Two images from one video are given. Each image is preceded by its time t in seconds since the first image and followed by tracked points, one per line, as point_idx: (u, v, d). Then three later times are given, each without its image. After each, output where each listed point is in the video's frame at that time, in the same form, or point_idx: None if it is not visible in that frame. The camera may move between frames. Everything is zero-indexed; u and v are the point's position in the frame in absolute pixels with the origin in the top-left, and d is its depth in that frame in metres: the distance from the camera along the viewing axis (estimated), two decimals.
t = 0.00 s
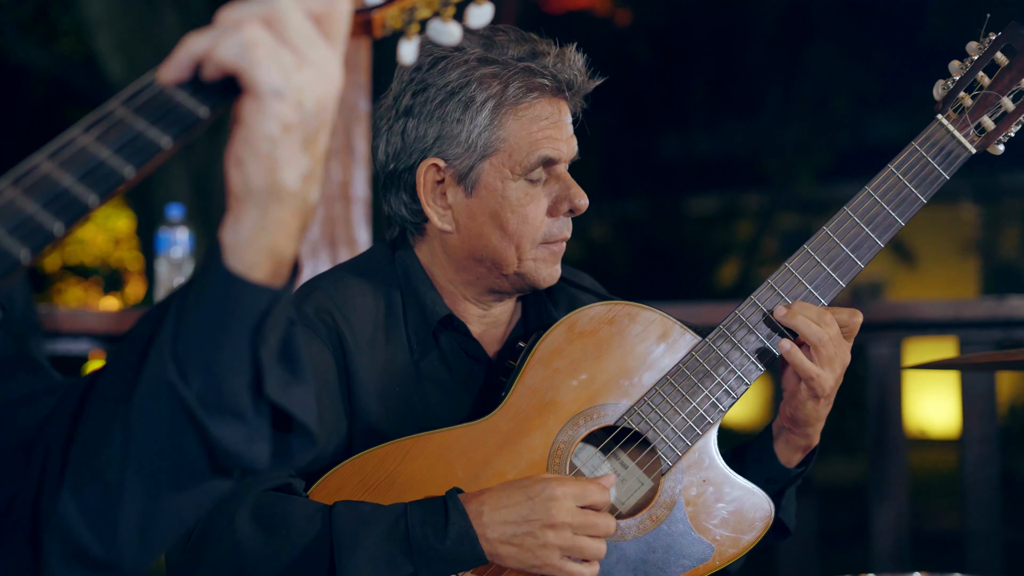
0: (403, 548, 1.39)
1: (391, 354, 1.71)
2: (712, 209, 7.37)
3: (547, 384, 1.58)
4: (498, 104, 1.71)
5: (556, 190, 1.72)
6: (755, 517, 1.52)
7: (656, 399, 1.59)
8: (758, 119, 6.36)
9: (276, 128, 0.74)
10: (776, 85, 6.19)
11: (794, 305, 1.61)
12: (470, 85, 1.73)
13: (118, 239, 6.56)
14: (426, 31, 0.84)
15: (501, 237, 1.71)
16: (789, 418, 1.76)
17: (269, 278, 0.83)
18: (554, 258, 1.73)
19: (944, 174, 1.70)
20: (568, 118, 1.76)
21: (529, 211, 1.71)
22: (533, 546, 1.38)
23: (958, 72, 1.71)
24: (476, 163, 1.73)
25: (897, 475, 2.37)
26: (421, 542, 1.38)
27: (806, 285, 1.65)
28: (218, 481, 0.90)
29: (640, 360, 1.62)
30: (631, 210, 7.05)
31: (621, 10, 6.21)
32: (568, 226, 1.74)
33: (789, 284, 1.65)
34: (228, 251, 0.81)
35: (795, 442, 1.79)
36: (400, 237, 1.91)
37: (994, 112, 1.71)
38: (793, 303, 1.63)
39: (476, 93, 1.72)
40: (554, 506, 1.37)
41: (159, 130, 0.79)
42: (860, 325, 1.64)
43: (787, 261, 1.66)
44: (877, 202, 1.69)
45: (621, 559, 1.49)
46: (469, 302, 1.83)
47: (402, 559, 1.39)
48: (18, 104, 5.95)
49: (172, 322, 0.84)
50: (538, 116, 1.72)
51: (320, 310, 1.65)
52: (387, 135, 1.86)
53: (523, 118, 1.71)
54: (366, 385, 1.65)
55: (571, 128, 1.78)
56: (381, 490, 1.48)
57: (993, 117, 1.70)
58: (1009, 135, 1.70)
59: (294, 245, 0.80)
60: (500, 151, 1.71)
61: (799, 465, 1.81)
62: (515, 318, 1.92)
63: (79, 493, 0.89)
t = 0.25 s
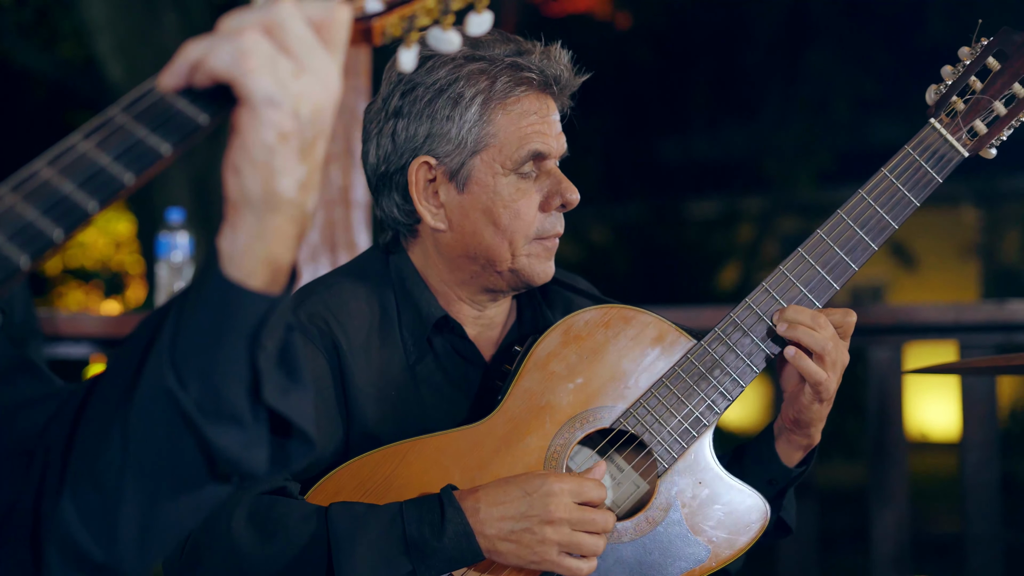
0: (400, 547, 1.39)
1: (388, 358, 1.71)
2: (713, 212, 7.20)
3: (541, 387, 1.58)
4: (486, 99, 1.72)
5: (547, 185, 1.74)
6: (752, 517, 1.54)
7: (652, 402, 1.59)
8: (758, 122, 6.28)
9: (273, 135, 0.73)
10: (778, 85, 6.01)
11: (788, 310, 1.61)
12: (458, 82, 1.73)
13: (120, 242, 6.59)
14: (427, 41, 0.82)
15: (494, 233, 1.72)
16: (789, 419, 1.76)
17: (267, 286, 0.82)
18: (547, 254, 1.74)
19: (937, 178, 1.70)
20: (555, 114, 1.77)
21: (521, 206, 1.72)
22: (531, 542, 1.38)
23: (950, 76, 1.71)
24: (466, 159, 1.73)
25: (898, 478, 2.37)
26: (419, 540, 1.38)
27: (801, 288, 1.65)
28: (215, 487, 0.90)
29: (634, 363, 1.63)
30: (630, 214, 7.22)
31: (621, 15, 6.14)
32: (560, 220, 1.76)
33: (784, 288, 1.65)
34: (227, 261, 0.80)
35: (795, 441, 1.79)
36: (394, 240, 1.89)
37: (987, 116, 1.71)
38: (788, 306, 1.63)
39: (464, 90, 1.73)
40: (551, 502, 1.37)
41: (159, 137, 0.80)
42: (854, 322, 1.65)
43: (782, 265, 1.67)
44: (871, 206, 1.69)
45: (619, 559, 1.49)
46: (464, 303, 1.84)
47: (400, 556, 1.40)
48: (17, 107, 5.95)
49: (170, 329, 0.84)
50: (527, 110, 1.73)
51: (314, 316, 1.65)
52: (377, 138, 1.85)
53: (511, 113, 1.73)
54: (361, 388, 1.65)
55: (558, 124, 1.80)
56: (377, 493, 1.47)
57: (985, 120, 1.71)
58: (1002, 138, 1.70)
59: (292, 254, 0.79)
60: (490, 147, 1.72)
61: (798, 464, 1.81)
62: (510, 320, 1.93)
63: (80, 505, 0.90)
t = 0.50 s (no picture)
0: (405, 547, 1.39)
1: (386, 358, 1.71)
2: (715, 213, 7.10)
3: (538, 387, 1.58)
4: (479, 99, 1.73)
5: (540, 184, 1.74)
6: (748, 512, 1.56)
7: (649, 399, 1.59)
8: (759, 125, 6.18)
9: (274, 137, 0.72)
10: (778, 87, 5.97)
11: (779, 306, 1.63)
12: (451, 82, 1.74)
13: (122, 244, 6.63)
14: (425, 43, 0.82)
15: (488, 231, 1.72)
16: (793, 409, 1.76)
17: (267, 286, 0.80)
18: (542, 252, 1.74)
19: (926, 178, 1.70)
20: (546, 113, 1.78)
21: (515, 204, 1.72)
22: (538, 545, 1.39)
23: (936, 80, 1.71)
24: (460, 159, 1.73)
25: (902, 479, 2.36)
26: (425, 542, 1.38)
27: (794, 286, 1.67)
28: (215, 488, 0.89)
29: (630, 362, 1.63)
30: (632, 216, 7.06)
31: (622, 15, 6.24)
32: (554, 219, 1.76)
33: (777, 285, 1.67)
34: (227, 262, 0.79)
35: (801, 427, 1.79)
36: (389, 241, 1.89)
37: (974, 118, 1.71)
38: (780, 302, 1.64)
39: (457, 89, 1.73)
40: (560, 506, 1.39)
41: (159, 137, 0.80)
42: (845, 309, 1.63)
43: (775, 263, 1.68)
44: (862, 205, 1.70)
45: (628, 557, 1.48)
46: (458, 303, 1.84)
47: (404, 558, 1.39)
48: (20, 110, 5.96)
49: (170, 332, 0.83)
50: (519, 109, 1.74)
51: (311, 317, 1.64)
52: (371, 139, 1.85)
53: (505, 112, 1.73)
54: (357, 391, 1.64)
55: (550, 124, 1.80)
56: (376, 494, 1.47)
57: (972, 122, 1.70)
58: (990, 139, 1.70)
59: (292, 255, 0.77)
60: (483, 146, 1.73)
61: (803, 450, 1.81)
62: (505, 321, 1.93)
63: (81, 506, 0.89)
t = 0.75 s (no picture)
0: (406, 543, 1.39)
1: (389, 356, 1.71)
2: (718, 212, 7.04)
3: (539, 385, 1.58)
4: (484, 95, 1.73)
5: (543, 182, 1.74)
6: (749, 510, 1.56)
7: (650, 397, 1.59)
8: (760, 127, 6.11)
9: (290, 145, 0.73)
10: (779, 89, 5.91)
11: (779, 305, 1.63)
12: (457, 77, 1.74)
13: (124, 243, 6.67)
14: (427, 40, 0.82)
15: (492, 227, 1.73)
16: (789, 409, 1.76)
17: (287, 284, 0.82)
18: (544, 250, 1.74)
19: (925, 178, 1.70)
20: (549, 111, 1.78)
21: (518, 202, 1.72)
22: (539, 541, 1.39)
23: (934, 81, 1.71)
24: (465, 154, 1.74)
25: (902, 478, 2.36)
26: (426, 538, 1.38)
27: (794, 285, 1.67)
28: (231, 484, 0.90)
29: (631, 361, 1.63)
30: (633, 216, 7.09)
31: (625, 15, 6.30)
32: (557, 217, 1.76)
33: (777, 284, 1.67)
34: (246, 262, 0.81)
35: (794, 427, 1.79)
36: (390, 238, 1.90)
37: (973, 118, 1.71)
38: (780, 302, 1.64)
39: (462, 85, 1.73)
40: (562, 503, 1.40)
41: (159, 135, 0.80)
42: (845, 310, 1.64)
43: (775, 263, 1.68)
44: (861, 205, 1.70)
45: (629, 555, 1.48)
46: (461, 300, 1.84)
47: (405, 554, 1.39)
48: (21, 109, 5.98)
49: (185, 332, 0.84)
50: (524, 106, 1.75)
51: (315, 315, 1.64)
52: (375, 135, 1.85)
53: (509, 108, 1.74)
54: (360, 389, 1.64)
55: (554, 121, 1.81)
56: (378, 490, 1.47)
57: (972, 121, 1.70)
58: (987, 140, 1.70)
59: (311, 252, 0.80)
60: (488, 142, 1.73)
61: (798, 453, 1.82)
62: (506, 320, 1.93)
63: (93, 501, 0.89)
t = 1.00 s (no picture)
0: (407, 545, 1.39)
1: (393, 356, 1.71)
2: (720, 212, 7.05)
3: (543, 386, 1.58)
4: (490, 97, 1.73)
5: (548, 184, 1.74)
6: (752, 511, 1.55)
7: (654, 398, 1.60)
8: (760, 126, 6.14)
9: (309, 152, 0.71)
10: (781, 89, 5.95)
11: (789, 302, 1.64)
12: (463, 79, 1.74)
13: (127, 243, 6.67)
14: (426, 36, 0.82)
15: (496, 229, 1.73)
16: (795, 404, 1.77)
17: (302, 283, 0.81)
18: (548, 252, 1.75)
19: (931, 179, 1.69)
20: (557, 113, 1.78)
21: (523, 203, 1.73)
22: (542, 547, 1.39)
23: (943, 81, 1.72)
24: (470, 155, 1.74)
25: (905, 478, 2.36)
26: (427, 540, 1.38)
27: (799, 287, 1.67)
28: (242, 479, 0.89)
29: (634, 362, 1.63)
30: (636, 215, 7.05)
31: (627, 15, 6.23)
32: (561, 219, 1.76)
33: (782, 285, 1.67)
34: (264, 262, 0.80)
35: (800, 425, 1.80)
36: (395, 238, 1.91)
37: (980, 120, 1.70)
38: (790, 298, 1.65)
39: (468, 86, 1.73)
40: (566, 508, 1.40)
41: (156, 133, 0.79)
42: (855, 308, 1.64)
43: (779, 264, 1.69)
44: (867, 206, 1.70)
45: (632, 556, 1.48)
46: (464, 301, 1.84)
47: (406, 556, 1.39)
48: (23, 108, 5.98)
49: (197, 328, 0.82)
50: (530, 108, 1.74)
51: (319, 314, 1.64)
52: (381, 134, 1.85)
53: (515, 110, 1.74)
54: (363, 387, 1.64)
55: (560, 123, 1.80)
56: (382, 490, 1.47)
57: (978, 123, 1.70)
58: (995, 141, 1.69)
59: (327, 253, 0.78)
60: (493, 144, 1.73)
61: (804, 451, 1.82)
62: (510, 320, 1.93)
63: (104, 495, 0.88)
